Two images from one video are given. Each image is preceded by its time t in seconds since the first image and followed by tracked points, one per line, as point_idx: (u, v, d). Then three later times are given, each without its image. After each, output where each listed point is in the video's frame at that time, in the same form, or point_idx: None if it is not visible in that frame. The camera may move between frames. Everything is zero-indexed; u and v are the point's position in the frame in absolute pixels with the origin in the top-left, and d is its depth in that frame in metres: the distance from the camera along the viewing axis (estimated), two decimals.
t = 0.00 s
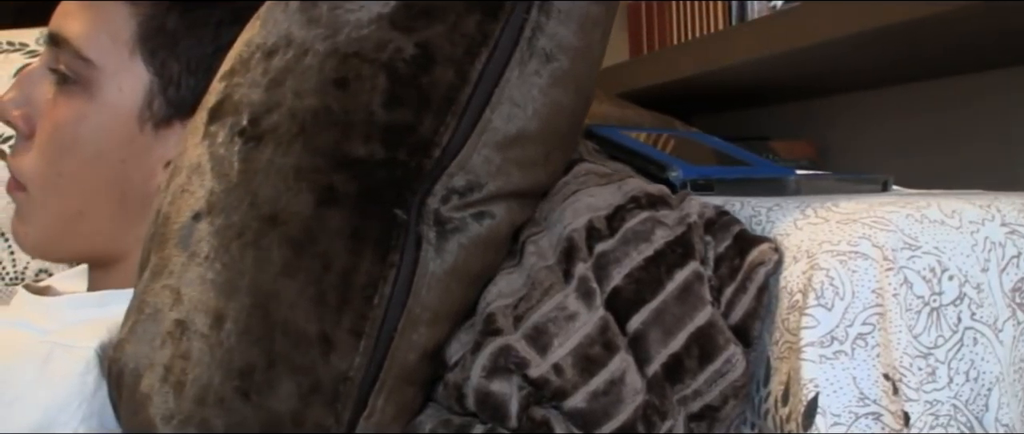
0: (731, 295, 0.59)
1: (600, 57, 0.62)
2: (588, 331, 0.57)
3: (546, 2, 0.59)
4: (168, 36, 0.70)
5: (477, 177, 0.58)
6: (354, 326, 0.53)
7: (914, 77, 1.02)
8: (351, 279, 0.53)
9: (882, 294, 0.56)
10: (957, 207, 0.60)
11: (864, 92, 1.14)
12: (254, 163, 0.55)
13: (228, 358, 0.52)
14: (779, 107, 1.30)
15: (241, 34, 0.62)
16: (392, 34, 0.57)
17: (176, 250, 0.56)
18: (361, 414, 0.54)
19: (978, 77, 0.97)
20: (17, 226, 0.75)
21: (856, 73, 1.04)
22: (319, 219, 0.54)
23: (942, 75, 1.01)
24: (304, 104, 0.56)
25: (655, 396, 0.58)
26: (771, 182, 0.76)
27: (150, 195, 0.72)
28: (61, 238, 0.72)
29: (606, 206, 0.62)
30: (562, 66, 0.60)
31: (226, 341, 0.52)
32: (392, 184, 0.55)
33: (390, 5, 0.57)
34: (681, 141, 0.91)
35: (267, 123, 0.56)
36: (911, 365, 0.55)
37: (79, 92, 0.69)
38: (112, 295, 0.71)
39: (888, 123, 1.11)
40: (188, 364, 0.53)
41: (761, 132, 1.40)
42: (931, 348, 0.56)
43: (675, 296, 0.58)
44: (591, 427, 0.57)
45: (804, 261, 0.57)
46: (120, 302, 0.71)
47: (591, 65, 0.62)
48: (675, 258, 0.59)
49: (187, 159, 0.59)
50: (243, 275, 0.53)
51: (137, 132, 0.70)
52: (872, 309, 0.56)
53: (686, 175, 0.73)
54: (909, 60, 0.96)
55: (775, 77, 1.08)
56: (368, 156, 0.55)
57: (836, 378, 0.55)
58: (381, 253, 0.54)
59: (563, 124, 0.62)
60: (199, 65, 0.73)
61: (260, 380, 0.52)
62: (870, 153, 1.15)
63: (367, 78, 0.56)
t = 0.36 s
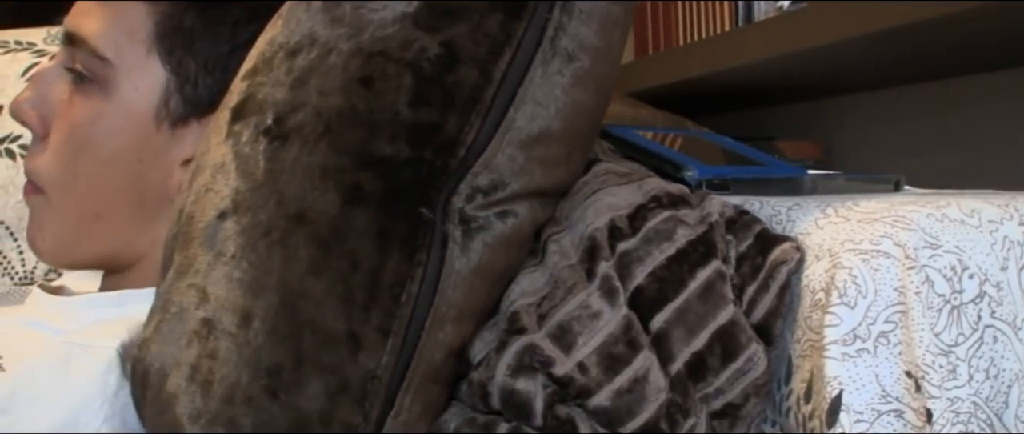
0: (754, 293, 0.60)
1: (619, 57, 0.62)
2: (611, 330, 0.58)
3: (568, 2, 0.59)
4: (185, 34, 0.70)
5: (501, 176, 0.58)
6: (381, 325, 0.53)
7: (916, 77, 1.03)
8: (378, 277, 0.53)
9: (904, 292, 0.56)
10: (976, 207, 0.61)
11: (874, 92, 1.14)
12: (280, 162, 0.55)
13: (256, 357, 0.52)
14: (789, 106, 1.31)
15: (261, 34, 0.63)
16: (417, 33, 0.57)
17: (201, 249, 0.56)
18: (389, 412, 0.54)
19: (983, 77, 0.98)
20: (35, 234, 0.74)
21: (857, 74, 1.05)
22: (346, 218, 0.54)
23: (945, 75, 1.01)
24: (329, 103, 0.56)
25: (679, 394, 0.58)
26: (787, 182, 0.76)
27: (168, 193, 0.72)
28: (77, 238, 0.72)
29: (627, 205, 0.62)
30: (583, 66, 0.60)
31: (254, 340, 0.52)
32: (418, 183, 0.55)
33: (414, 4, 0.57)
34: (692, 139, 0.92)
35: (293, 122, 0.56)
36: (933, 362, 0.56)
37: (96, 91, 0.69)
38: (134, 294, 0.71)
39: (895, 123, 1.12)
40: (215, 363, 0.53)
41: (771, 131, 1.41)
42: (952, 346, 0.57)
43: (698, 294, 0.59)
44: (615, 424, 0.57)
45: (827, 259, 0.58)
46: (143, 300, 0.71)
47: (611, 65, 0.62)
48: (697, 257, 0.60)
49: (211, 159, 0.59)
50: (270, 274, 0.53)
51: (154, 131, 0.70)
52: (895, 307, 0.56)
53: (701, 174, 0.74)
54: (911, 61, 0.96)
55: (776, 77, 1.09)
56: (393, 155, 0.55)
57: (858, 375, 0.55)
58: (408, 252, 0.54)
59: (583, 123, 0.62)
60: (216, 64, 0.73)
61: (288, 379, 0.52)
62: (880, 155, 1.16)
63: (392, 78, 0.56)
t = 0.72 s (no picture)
0: (777, 292, 0.60)
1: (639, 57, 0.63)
2: (636, 328, 0.58)
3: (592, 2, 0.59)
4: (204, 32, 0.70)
5: (526, 175, 0.59)
6: (411, 322, 0.53)
7: (914, 75, 1.03)
8: (408, 275, 0.53)
9: (927, 290, 0.57)
10: (996, 206, 0.62)
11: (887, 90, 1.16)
12: (308, 161, 0.55)
13: (286, 355, 0.52)
14: (793, 105, 1.34)
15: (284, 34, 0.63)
16: (443, 32, 0.57)
17: (229, 248, 0.56)
18: (418, 409, 0.54)
19: (990, 76, 0.99)
20: (45, 215, 0.74)
21: (859, 75, 1.05)
22: (375, 216, 0.54)
23: (947, 74, 1.02)
24: (356, 102, 0.56)
25: (704, 392, 0.58)
26: (802, 181, 0.77)
27: (187, 189, 0.73)
28: (94, 228, 0.73)
29: (649, 204, 0.63)
30: (606, 65, 0.60)
31: (284, 337, 0.52)
32: (445, 182, 0.55)
33: (440, 3, 0.57)
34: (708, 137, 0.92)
35: (320, 120, 0.56)
36: (956, 359, 0.57)
37: (116, 87, 0.70)
38: (156, 294, 0.70)
39: (902, 122, 1.13)
40: (245, 362, 0.53)
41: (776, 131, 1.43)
42: (974, 343, 0.57)
43: (721, 292, 0.59)
44: (640, 421, 0.58)
45: (850, 257, 0.58)
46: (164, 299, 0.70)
47: (633, 65, 0.62)
48: (720, 255, 0.60)
49: (237, 157, 0.59)
50: (299, 272, 0.53)
51: (174, 128, 0.71)
52: (918, 304, 0.57)
53: (717, 173, 0.74)
54: (911, 61, 0.97)
55: (781, 77, 1.09)
56: (421, 153, 0.55)
57: (883, 372, 0.56)
58: (436, 250, 0.54)
59: (606, 122, 0.62)
60: (236, 61, 0.73)
61: (318, 377, 0.52)
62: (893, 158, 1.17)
63: (420, 77, 0.56)
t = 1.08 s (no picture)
0: (794, 290, 0.60)
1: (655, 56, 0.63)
2: (656, 326, 0.58)
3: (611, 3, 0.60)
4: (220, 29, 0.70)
5: (547, 174, 0.59)
6: (435, 320, 0.53)
7: (913, 75, 1.04)
8: (431, 273, 0.54)
9: (945, 288, 0.57)
10: (1012, 205, 0.62)
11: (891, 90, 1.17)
12: (331, 159, 0.55)
13: (310, 353, 0.52)
14: (797, 104, 1.37)
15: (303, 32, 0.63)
16: (464, 31, 0.57)
17: (251, 246, 0.56)
18: (442, 407, 0.54)
19: (992, 76, 1.00)
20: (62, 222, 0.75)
21: (861, 74, 1.05)
22: (398, 215, 0.54)
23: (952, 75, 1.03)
24: (379, 100, 0.56)
25: (723, 390, 0.58)
26: (814, 180, 0.78)
27: (201, 188, 0.73)
28: (107, 231, 0.73)
29: (667, 203, 0.63)
30: (625, 65, 0.61)
31: (308, 335, 0.52)
32: (468, 181, 0.56)
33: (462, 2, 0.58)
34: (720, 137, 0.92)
35: (343, 118, 0.56)
36: (972, 356, 0.57)
37: (132, 84, 0.71)
38: (175, 291, 0.70)
39: (907, 122, 1.15)
40: (269, 360, 0.53)
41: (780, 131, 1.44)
42: (991, 341, 0.58)
43: (740, 290, 0.59)
44: (659, 419, 0.58)
45: (868, 255, 0.58)
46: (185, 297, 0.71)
47: (650, 64, 0.63)
48: (739, 254, 0.60)
49: (258, 156, 0.59)
50: (323, 270, 0.53)
51: (189, 126, 0.72)
52: (935, 302, 0.57)
53: (730, 173, 0.75)
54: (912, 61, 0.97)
55: (786, 77, 1.10)
56: (444, 151, 0.55)
57: (901, 369, 0.56)
58: (459, 248, 0.55)
59: (624, 121, 0.63)
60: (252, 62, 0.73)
61: (343, 375, 0.52)
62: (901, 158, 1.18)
63: (442, 76, 0.56)
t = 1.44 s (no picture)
0: (810, 288, 0.61)
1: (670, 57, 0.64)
2: (674, 323, 0.59)
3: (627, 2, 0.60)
4: (233, 28, 0.70)
5: (564, 172, 0.59)
6: (456, 317, 0.54)
7: (915, 74, 1.05)
8: (451, 271, 0.54)
9: (960, 285, 0.58)
10: None
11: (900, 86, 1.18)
12: (350, 157, 0.55)
13: (332, 350, 0.52)
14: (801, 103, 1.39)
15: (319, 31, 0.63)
16: (482, 30, 0.57)
17: (270, 244, 0.56)
18: (463, 404, 0.54)
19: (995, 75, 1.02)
20: (74, 217, 0.75)
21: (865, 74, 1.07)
22: (418, 212, 0.54)
23: (953, 72, 1.04)
24: (398, 99, 0.56)
25: (739, 388, 0.59)
26: (825, 179, 0.78)
27: (215, 187, 0.73)
28: (122, 229, 0.73)
29: (682, 201, 0.63)
30: (641, 63, 0.61)
31: (330, 333, 0.52)
32: (487, 179, 0.56)
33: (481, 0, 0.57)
34: (731, 142, 0.92)
35: (361, 116, 0.56)
36: (988, 353, 0.59)
37: (145, 83, 0.70)
38: (188, 291, 0.71)
39: (911, 121, 1.16)
40: (290, 358, 0.53)
41: (785, 128, 1.46)
42: (1005, 338, 0.60)
43: (757, 288, 0.60)
44: (676, 416, 0.58)
45: (883, 254, 0.59)
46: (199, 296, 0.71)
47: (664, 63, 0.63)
48: (755, 252, 0.61)
49: (276, 154, 0.59)
50: (343, 268, 0.53)
51: (203, 125, 0.71)
52: (951, 299, 0.58)
53: (742, 172, 0.75)
54: (911, 62, 0.98)
55: (796, 77, 1.12)
56: (463, 149, 0.56)
57: (917, 367, 0.57)
58: (479, 245, 0.55)
59: (639, 120, 0.63)
60: (267, 60, 0.73)
61: (364, 373, 0.52)
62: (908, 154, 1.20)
63: (460, 74, 0.56)
